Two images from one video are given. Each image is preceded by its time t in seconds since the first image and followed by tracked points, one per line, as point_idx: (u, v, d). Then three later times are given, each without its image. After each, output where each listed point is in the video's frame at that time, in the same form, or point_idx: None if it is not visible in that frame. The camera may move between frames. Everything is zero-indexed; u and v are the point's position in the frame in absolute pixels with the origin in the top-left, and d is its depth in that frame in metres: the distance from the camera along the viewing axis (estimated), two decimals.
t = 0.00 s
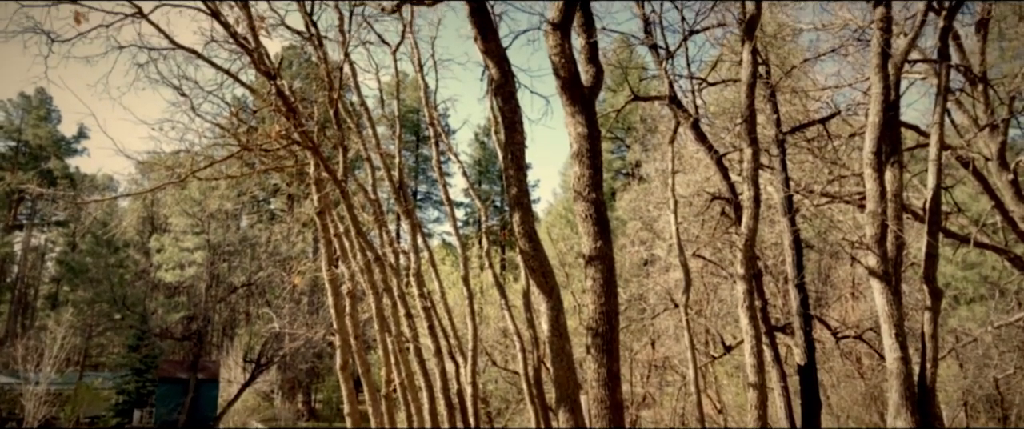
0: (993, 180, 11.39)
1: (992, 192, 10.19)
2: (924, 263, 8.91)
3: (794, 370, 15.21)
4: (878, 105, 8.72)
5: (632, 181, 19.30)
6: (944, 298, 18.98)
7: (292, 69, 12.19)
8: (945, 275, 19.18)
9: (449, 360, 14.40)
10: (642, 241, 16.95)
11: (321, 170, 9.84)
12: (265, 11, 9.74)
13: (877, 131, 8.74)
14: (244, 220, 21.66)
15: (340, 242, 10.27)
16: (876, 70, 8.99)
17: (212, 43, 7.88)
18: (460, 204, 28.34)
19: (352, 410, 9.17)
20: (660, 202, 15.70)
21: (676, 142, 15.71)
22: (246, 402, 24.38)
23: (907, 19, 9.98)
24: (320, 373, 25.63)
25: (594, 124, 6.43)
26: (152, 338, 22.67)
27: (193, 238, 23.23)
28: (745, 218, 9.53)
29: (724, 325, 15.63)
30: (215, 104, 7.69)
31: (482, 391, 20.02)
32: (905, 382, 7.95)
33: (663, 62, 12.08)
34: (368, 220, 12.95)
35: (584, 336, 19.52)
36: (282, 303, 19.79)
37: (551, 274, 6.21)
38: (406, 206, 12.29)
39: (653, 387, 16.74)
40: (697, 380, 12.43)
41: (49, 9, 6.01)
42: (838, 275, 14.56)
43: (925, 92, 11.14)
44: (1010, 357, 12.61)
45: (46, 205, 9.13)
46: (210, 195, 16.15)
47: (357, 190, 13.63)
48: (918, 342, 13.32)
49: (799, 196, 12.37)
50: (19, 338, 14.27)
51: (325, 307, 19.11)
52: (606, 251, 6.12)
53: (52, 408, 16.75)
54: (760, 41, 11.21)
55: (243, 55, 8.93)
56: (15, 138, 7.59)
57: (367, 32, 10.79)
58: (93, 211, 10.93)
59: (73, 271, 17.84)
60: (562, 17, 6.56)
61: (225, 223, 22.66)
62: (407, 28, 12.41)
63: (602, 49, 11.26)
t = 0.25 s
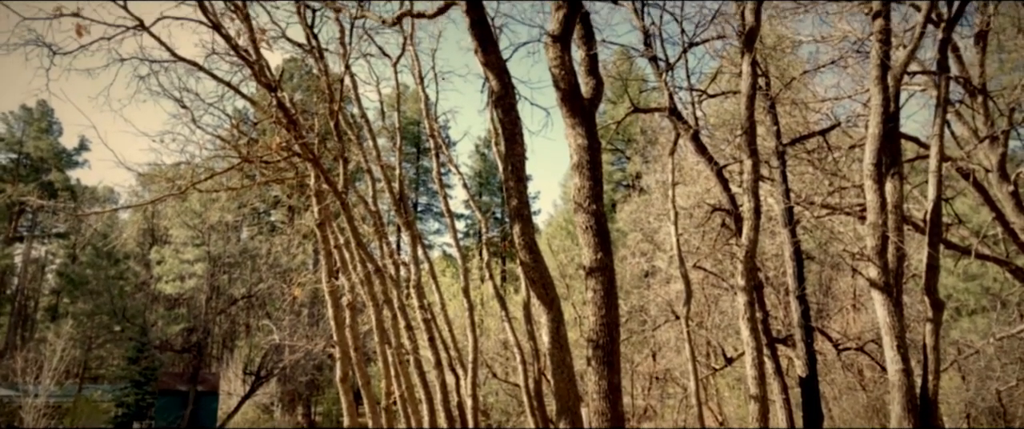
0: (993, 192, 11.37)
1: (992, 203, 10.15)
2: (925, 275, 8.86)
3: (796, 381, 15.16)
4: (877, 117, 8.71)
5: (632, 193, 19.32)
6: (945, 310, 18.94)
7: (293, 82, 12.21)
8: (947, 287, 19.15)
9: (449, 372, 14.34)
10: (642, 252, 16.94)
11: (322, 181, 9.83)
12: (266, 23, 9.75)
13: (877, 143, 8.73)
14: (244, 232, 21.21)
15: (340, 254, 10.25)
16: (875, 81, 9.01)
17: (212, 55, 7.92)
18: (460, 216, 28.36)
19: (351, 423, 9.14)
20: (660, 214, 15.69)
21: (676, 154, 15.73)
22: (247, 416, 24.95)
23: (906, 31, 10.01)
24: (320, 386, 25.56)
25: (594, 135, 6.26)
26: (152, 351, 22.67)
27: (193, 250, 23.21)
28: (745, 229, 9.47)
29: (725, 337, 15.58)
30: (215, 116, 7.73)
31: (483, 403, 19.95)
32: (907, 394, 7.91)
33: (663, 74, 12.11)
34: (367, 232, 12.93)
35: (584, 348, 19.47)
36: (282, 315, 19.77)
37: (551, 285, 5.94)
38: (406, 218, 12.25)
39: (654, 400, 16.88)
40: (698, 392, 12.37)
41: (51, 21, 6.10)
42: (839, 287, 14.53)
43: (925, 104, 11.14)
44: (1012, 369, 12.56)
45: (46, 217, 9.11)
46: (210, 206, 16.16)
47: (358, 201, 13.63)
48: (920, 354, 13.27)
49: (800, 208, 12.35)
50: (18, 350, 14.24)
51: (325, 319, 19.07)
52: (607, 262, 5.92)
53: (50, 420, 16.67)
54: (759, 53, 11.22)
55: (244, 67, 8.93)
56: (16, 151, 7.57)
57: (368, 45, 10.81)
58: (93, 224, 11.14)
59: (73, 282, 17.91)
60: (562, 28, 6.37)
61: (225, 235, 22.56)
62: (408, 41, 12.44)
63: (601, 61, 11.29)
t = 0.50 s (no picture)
0: (994, 198, 11.37)
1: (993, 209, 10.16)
2: (925, 281, 8.84)
3: (796, 388, 15.14)
4: (878, 123, 8.69)
5: (632, 199, 19.34)
6: (947, 317, 18.94)
7: (294, 88, 12.22)
8: (947, 293, 19.16)
9: (449, 378, 14.32)
10: (642, 258, 16.95)
11: (322, 187, 9.81)
12: (266, 29, 9.75)
13: (877, 149, 8.73)
14: (244, 237, 21.03)
15: (341, 260, 10.25)
16: (875, 87, 9.00)
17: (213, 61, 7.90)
18: (460, 222, 28.38)
19: None
20: (660, 220, 15.69)
21: (676, 160, 15.76)
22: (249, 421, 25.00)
23: (906, 37, 10.01)
24: (320, 392, 25.54)
25: (595, 141, 6.12)
26: (151, 356, 22.34)
27: (194, 256, 23.56)
28: (746, 235, 9.44)
29: (725, 344, 15.57)
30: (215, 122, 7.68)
31: (483, 409, 19.92)
32: (908, 401, 7.91)
33: (663, 81, 12.12)
34: (368, 238, 12.92)
35: (585, 354, 19.45)
36: (282, 321, 19.76)
37: (552, 291, 5.81)
38: (407, 223, 12.22)
39: (655, 406, 16.81)
40: (698, 398, 12.34)
41: (51, 26, 6.02)
42: (839, 293, 14.53)
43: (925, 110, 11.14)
44: (1013, 375, 12.55)
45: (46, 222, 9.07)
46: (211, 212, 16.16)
47: (358, 207, 13.64)
48: (920, 360, 13.26)
49: (800, 214, 12.34)
50: (18, 356, 14.24)
51: (325, 325, 19.06)
52: (608, 268, 5.83)
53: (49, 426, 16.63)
54: (760, 59, 11.21)
55: (245, 72, 8.89)
56: (16, 156, 7.36)
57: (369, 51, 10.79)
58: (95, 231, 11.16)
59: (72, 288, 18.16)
60: (563, 34, 6.23)
61: (225, 241, 22.43)
62: (408, 47, 12.46)
63: (601, 67, 11.28)
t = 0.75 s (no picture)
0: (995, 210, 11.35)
1: (995, 220, 10.12)
2: (926, 293, 8.81)
3: (798, 400, 15.07)
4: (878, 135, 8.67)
5: (632, 211, 19.36)
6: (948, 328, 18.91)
7: (295, 100, 12.24)
8: (949, 304, 19.13)
9: (449, 390, 14.27)
10: (643, 270, 16.95)
11: (322, 198, 9.79)
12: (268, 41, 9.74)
13: (877, 161, 8.72)
14: (244, 249, 20.97)
15: (340, 271, 10.22)
16: (875, 99, 9.00)
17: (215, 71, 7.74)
18: (461, 234, 28.43)
19: None
20: (661, 231, 15.69)
21: (676, 172, 15.78)
22: None
23: (904, 49, 10.03)
24: (320, 404, 25.47)
25: (595, 153, 6.02)
26: (148, 368, 22.28)
27: (194, 267, 23.52)
28: (746, 247, 9.38)
29: (726, 356, 15.53)
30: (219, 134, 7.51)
31: (483, 421, 19.85)
32: (910, 414, 7.87)
33: (663, 93, 12.13)
34: (368, 249, 12.91)
35: (585, 366, 19.41)
36: (282, 333, 19.74)
37: (552, 303, 5.71)
38: (407, 235, 12.19)
39: (655, 419, 16.74)
40: (699, 411, 12.27)
41: (54, 38, 5.75)
42: (841, 305, 14.49)
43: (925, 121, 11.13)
44: (1016, 388, 12.49)
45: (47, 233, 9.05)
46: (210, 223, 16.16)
47: (358, 219, 13.64)
48: (922, 373, 13.22)
49: (801, 226, 12.32)
50: (17, 368, 14.21)
51: (325, 336, 19.03)
52: (609, 279, 5.74)
53: None
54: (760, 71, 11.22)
55: (245, 84, 8.81)
56: (17, 168, 7.31)
57: (370, 63, 10.81)
58: (95, 243, 11.16)
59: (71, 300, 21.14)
60: (563, 46, 6.16)
61: (225, 252, 22.17)
62: (409, 59, 12.50)
63: (602, 79, 11.28)
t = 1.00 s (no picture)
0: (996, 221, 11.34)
1: (995, 231, 10.10)
2: (928, 305, 8.77)
3: (799, 412, 14.99)
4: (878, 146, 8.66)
5: (633, 222, 19.35)
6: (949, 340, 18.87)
7: (295, 111, 12.24)
8: (950, 316, 19.09)
9: (448, 402, 14.20)
10: (643, 281, 16.92)
11: (322, 209, 9.76)
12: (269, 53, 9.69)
13: (878, 172, 8.71)
14: (244, 260, 20.95)
15: (340, 283, 10.20)
16: (875, 111, 9.01)
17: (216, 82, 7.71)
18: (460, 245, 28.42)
19: None
20: (662, 243, 15.67)
21: (676, 183, 15.78)
22: None
23: (904, 61, 10.04)
24: (319, 416, 25.37)
25: (596, 164, 5.98)
26: (148, 380, 23.12)
27: (194, 279, 23.49)
28: (747, 258, 9.33)
29: (727, 367, 15.48)
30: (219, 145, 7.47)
31: None
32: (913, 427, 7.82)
33: (663, 103, 12.13)
34: (368, 261, 12.89)
35: (585, 377, 19.34)
36: (282, 344, 19.69)
37: (553, 315, 5.67)
38: (407, 246, 12.17)
39: None
40: (701, 423, 12.21)
41: (55, 50, 5.68)
42: (842, 316, 14.46)
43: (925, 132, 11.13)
44: (1018, 399, 12.44)
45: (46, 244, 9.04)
46: (210, 234, 16.14)
47: (358, 230, 13.62)
48: (924, 384, 13.17)
49: (802, 237, 12.29)
50: (15, 380, 14.15)
51: (325, 348, 18.98)
52: (610, 291, 5.69)
53: None
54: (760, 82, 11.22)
55: (245, 95, 8.75)
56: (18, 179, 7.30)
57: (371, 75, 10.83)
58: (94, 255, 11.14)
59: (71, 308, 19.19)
60: (563, 58, 6.12)
61: (225, 263, 22.07)
62: (409, 71, 12.53)
63: (602, 90, 11.27)
